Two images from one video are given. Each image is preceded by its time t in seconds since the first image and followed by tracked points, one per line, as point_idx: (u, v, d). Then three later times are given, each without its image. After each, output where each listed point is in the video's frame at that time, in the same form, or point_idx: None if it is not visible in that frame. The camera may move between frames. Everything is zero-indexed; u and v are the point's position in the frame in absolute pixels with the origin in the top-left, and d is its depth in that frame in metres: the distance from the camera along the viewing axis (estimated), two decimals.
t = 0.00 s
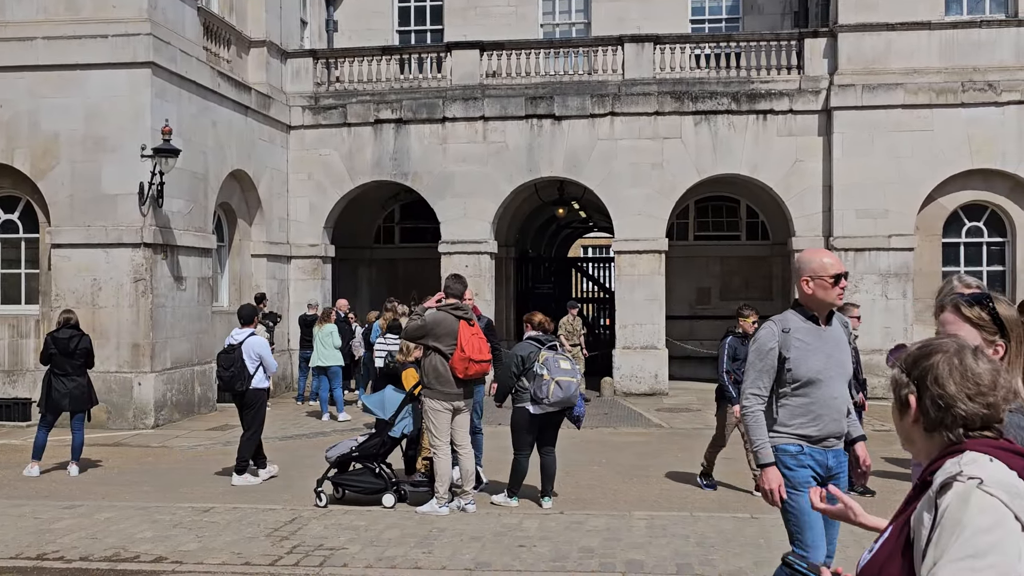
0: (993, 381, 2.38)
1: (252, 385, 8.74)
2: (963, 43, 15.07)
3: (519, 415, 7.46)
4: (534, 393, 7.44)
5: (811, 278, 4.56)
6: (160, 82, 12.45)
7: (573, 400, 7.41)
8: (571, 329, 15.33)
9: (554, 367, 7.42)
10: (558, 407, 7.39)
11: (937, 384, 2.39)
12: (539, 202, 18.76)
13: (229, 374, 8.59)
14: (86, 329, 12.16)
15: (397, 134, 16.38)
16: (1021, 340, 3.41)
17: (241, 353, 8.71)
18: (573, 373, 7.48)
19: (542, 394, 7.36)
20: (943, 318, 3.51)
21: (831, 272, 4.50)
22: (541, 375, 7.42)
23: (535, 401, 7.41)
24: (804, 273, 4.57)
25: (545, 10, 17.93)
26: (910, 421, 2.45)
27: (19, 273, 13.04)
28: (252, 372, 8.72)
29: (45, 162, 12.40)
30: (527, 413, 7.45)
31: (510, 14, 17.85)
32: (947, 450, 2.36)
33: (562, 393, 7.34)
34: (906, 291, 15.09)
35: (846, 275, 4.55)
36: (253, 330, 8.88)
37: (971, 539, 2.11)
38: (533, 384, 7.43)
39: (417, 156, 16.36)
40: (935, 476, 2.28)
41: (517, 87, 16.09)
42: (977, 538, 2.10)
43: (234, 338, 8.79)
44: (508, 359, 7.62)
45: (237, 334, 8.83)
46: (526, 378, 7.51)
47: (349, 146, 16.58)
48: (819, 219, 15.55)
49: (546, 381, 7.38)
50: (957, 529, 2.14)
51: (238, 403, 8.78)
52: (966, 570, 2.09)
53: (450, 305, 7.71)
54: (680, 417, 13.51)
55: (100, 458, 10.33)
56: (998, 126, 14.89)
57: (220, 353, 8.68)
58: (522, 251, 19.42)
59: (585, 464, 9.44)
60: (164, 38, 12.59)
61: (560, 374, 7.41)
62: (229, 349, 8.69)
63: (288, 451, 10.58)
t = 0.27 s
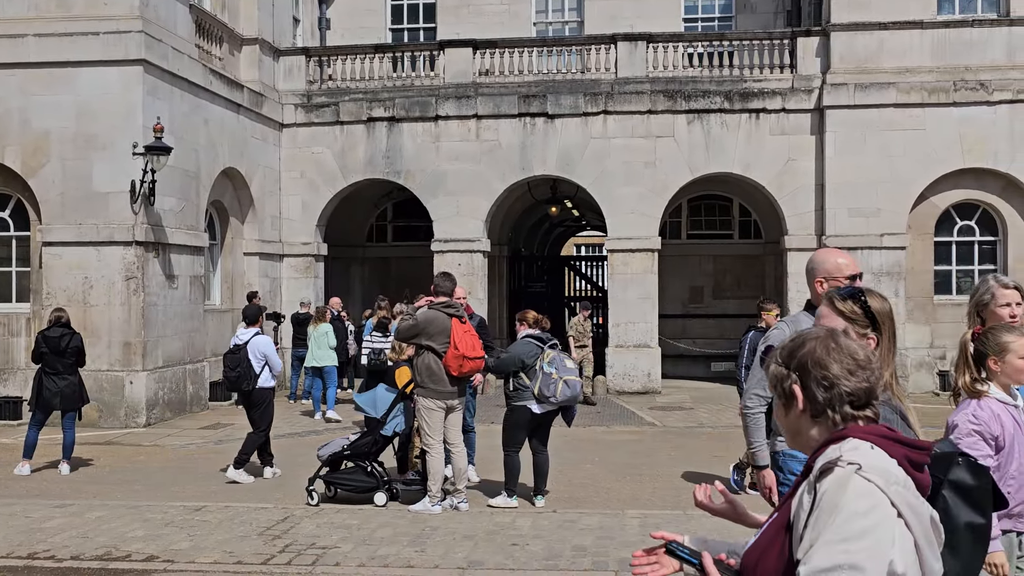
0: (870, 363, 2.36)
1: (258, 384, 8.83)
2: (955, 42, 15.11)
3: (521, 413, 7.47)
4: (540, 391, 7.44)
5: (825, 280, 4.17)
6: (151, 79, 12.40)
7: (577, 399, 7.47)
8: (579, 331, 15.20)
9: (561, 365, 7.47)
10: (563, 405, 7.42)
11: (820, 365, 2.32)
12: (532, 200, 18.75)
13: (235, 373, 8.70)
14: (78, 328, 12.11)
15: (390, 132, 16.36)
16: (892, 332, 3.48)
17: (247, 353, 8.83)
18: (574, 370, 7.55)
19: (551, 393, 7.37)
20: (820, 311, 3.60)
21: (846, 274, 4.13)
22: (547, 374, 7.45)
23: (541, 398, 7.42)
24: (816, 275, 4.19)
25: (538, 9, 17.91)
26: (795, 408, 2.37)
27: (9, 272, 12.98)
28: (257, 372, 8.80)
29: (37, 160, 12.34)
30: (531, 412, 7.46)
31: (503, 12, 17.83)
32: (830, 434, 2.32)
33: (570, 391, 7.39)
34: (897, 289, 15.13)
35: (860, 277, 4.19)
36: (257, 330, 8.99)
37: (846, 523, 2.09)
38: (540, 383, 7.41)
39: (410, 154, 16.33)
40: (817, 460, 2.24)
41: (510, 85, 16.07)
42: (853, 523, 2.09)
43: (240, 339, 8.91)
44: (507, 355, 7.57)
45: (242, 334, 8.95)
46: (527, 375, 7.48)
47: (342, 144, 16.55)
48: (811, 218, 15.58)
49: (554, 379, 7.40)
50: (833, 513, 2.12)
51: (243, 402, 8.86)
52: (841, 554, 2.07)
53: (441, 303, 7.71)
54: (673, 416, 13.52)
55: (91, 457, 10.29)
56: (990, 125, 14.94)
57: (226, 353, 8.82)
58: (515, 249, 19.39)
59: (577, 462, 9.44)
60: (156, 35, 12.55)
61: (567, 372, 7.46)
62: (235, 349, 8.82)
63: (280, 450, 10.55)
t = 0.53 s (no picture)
0: (749, 373, 2.49)
1: (261, 381, 8.86)
2: (947, 42, 15.15)
3: (513, 411, 7.47)
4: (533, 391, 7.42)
5: (835, 282, 4.20)
6: (144, 78, 12.36)
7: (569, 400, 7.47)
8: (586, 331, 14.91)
9: (555, 366, 7.45)
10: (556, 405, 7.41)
11: (704, 371, 2.43)
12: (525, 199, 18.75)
13: (239, 369, 8.73)
14: (70, 327, 12.07)
15: (383, 130, 16.33)
16: (759, 336, 3.67)
17: (252, 349, 8.90)
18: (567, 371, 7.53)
19: (543, 393, 7.35)
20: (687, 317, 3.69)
21: (856, 275, 4.15)
22: (542, 373, 7.41)
23: (535, 399, 7.40)
24: (826, 278, 4.22)
25: (531, 8, 17.91)
26: (677, 413, 2.46)
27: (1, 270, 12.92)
28: (261, 368, 8.84)
29: (28, 158, 12.29)
30: (523, 410, 7.46)
31: (496, 11, 17.81)
32: (708, 438, 2.43)
33: (563, 392, 7.37)
34: (890, 288, 15.17)
35: (869, 279, 4.21)
36: (263, 327, 9.12)
37: (710, 531, 2.19)
38: (533, 383, 7.38)
39: (403, 153, 16.32)
40: (689, 466, 2.33)
41: (503, 84, 16.06)
42: (717, 530, 2.18)
43: (244, 335, 9.01)
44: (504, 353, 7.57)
45: (247, 330, 9.03)
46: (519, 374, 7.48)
47: (335, 143, 16.52)
48: (804, 217, 15.61)
49: (547, 380, 7.38)
50: (699, 520, 2.21)
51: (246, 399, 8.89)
52: (706, 560, 2.15)
53: (434, 301, 7.66)
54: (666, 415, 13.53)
55: (83, 456, 10.26)
56: (982, 125, 14.99)
57: (231, 350, 8.86)
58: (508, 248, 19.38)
59: (570, 462, 9.44)
60: (149, 34, 12.51)
61: (560, 373, 7.44)
62: (239, 346, 8.88)
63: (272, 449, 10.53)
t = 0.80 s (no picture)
0: (605, 376, 2.55)
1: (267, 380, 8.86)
2: (941, 42, 15.18)
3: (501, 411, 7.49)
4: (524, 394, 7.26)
5: (845, 276, 3.97)
6: (136, 77, 12.30)
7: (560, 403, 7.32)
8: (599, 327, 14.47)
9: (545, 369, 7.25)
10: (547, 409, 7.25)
11: (564, 377, 2.47)
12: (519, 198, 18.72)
13: (246, 369, 8.63)
14: (62, 327, 12.00)
15: (377, 130, 16.30)
16: (635, 333, 3.52)
17: (256, 350, 8.81)
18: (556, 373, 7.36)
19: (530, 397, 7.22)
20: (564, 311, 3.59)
21: (867, 270, 3.93)
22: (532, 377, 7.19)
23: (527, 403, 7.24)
24: (835, 272, 4.00)
25: (525, 7, 17.90)
26: (527, 413, 2.52)
27: None
28: (268, 366, 8.89)
29: (20, 158, 12.23)
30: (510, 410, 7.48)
31: (490, 10, 17.79)
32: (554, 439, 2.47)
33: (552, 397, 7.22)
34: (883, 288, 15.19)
35: (881, 274, 3.98)
36: (265, 325, 9.19)
37: (549, 528, 2.20)
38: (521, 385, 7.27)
39: (397, 152, 16.28)
40: (531, 466, 2.36)
41: (497, 83, 16.04)
42: (554, 528, 2.20)
43: (244, 333, 8.99)
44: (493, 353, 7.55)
45: (250, 330, 9.04)
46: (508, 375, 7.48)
47: (328, 142, 16.47)
48: (798, 217, 15.62)
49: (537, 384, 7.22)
50: (538, 520, 2.23)
51: (249, 399, 8.83)
52: (541, 558, 2.17)
53: (427, 301, 7.62)
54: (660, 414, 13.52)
55: (76, 457, 10.20)
56: (975, 125, 15.02)
57: (236, 350, 8.75)
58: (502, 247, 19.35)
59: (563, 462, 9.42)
60: (142, 33, 12.45)
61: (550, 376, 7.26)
62: (244, 346, 8.77)
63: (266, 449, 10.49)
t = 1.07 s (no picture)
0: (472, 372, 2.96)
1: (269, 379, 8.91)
2: (934, 41, 15.19)
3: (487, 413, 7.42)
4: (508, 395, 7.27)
5: (864, 279, 4.03)
6: (129, 76, 12.23)
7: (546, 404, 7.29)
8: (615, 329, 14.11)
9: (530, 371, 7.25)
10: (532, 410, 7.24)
11: (437, 371, 2.85)
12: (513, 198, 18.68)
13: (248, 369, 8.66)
14: (54, 326, 11.93)
15: (371, 129, 16.25)
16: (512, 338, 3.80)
17: (259, 349, 8.75)
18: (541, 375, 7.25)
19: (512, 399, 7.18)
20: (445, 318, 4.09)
21: (887, 272, 3.98)
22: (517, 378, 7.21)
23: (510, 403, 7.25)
24: (855, 274, 4.05)
25: (519, 6, 17.86)
26: (397, 402, 2.92)
27: None
28: (269, 365, 8.97)
29: (12, 157, 12.16)
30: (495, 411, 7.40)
31: (483, 9, 17.75)
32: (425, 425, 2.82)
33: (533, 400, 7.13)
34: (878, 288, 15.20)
35: (901, 276, 4.04)
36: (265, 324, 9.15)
37: (403, 512, 2.37)
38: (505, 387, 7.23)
39: (391, 151, 16.24)
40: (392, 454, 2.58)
41: (490, 82, 15.99)
42: (407, 512, 2.37)
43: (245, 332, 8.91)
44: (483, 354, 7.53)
45: (252, 329, 8.97)
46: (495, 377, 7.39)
47: (322, 141, 16.41)
48: (792, 216, 15.61)
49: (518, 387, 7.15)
50: (395, 504, 2.40)
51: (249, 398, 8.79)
52: (395, 542, 2.34)
53: (420, 301, 7.46)
54: (655, 414, 13.51)
55: (68, 457, 10.14)
56: (969, 125, 15.03)
57: (237, 350, 8.67)
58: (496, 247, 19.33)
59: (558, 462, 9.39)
60: (135, 31, 12.37)
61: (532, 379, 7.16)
62: (246, 346, 8.69)
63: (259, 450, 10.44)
